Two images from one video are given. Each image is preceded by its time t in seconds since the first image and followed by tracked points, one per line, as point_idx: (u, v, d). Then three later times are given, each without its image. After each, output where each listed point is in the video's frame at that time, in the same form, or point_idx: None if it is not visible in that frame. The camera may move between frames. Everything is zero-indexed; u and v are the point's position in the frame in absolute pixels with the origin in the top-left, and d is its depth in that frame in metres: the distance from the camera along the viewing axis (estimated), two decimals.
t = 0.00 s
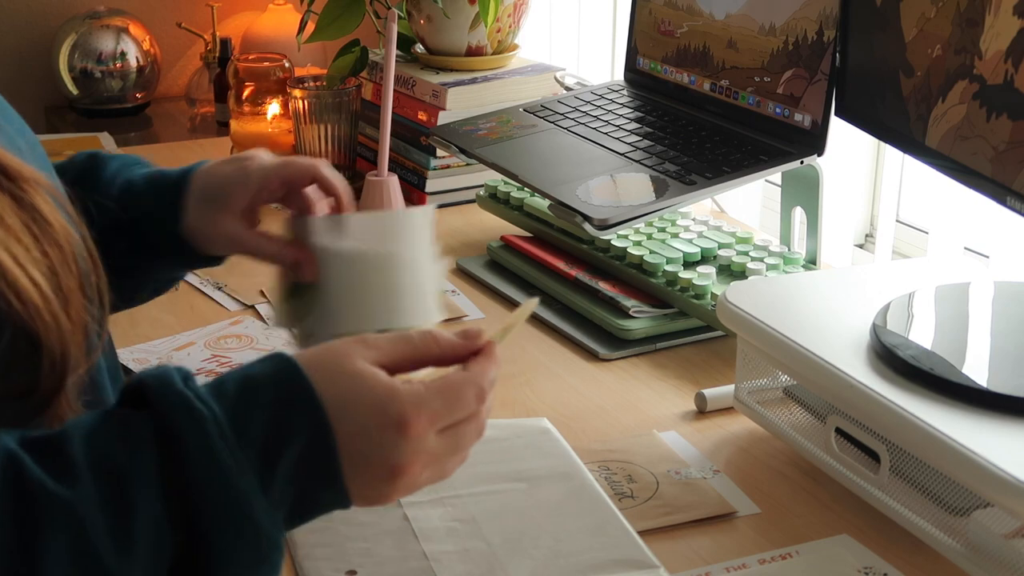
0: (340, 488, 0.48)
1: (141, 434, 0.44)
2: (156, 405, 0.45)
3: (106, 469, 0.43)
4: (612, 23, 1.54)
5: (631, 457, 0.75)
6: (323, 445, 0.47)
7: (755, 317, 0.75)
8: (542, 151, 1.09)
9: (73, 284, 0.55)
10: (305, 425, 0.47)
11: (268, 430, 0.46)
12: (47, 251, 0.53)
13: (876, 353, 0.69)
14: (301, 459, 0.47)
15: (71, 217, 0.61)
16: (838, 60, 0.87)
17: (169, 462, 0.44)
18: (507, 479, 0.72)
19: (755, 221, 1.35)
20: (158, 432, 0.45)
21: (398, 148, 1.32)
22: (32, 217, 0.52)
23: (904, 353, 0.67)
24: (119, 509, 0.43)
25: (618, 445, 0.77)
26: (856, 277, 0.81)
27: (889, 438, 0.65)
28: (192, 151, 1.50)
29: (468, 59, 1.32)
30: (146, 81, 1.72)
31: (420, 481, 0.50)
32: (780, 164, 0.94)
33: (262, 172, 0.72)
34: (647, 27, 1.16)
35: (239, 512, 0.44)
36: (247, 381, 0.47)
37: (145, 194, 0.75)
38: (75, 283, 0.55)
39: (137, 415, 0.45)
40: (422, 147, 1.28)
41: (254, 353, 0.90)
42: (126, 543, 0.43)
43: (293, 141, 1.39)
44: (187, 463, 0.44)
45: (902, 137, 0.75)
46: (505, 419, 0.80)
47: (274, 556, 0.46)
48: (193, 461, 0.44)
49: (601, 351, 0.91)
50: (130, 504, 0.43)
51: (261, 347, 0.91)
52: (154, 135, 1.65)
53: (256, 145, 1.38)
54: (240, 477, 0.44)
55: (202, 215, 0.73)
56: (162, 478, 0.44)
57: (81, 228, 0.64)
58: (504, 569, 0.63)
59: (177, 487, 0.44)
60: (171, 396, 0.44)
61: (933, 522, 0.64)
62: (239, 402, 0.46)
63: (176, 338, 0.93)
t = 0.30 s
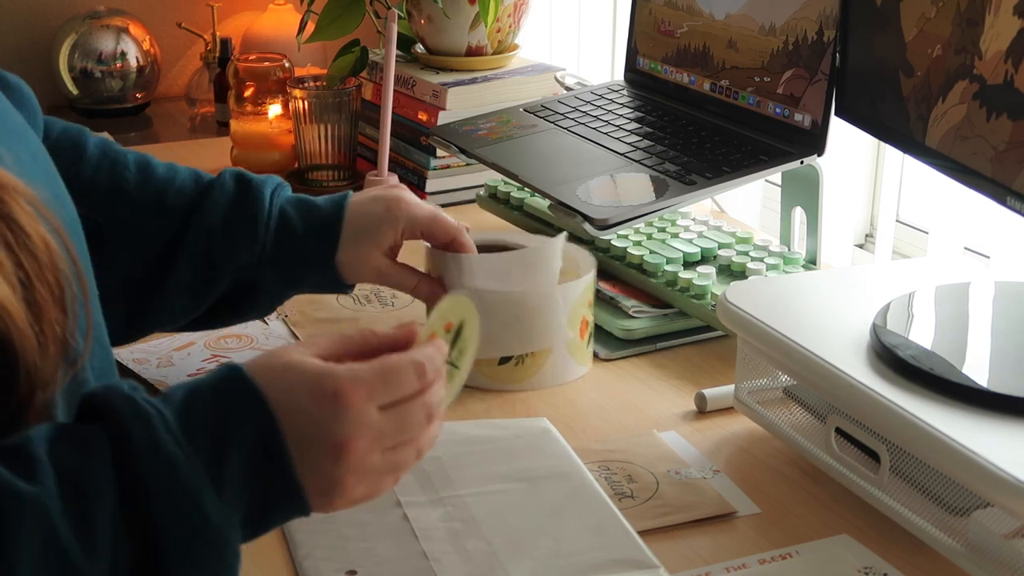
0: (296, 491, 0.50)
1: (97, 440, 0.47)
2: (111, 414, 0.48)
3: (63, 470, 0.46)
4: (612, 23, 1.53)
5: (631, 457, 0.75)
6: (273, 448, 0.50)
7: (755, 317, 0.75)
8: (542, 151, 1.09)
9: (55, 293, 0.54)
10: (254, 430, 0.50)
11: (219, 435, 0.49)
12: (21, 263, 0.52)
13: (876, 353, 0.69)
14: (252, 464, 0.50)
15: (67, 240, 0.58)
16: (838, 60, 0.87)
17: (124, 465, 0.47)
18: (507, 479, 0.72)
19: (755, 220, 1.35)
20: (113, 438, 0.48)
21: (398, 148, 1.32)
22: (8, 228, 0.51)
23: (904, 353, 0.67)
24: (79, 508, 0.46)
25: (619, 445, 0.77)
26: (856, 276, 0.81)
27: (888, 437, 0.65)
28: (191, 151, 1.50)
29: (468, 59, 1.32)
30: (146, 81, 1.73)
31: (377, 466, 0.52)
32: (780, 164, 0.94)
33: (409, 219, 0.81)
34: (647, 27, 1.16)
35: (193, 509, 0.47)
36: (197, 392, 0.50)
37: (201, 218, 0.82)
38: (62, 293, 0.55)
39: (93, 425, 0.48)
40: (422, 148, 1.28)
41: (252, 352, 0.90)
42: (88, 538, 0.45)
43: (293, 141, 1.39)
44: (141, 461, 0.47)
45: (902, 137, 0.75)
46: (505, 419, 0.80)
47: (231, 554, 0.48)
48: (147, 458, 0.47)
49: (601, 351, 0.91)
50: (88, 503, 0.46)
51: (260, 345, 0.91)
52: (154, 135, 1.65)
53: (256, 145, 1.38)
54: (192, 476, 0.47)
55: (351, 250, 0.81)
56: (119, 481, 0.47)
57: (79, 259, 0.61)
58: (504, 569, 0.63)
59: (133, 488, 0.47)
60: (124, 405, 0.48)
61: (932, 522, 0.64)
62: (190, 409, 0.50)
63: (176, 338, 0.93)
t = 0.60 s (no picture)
0: (272, 471, 0.53)
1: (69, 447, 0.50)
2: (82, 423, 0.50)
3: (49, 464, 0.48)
4: (612, 23, 1.53)
5: (631, 458, 0.75)
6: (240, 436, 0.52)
7: (755, 317, 0.75)
8: (542, 151, 1.09)
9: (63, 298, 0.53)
10: (225, 422, 0.52)
11: (196, 431, 0.51)
12: (26, 268, 0.50)
13: (876, 353, 0.69)
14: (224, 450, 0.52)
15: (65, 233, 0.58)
16: (838, 60, 0.87)
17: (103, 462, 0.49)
18: (507, 479, 0.72)
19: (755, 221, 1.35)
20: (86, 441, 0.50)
21: (398, 148, 1.32)
22: (14, 231, 0.50)
23: (904, 353, 0.67)
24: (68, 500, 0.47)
25: (619, 445, 0.77)
26: (855, 276, 0.81)
27: (887, 437, 0.65)
28: (191, 151, 1.50)
29: (468, 59, 1.32)
30: (146, 81, 1.72)
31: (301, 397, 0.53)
32: (780, 164, 0.94)
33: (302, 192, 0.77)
34: (647, 27, 1.16)
35: (175, 493, 0.49)
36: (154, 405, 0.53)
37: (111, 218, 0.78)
38: (70, 301, 0.54)
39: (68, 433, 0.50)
40: (422, 148, 1.28)
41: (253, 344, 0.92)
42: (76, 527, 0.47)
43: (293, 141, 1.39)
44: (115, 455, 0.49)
45: (902, 137, 0.75)
46: (505, 419, 0.80)
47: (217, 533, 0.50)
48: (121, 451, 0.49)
49: (601, 351, 0.91)
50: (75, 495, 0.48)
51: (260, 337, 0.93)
52: (154, 135, 1.65)
53: (255, 144, 1.38)
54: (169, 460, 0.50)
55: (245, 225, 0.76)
56: (99, 480, 0.49)
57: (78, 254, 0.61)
58: (504, 569, 0.63)
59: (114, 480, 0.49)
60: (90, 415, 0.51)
61: (932, 522, 0.64)
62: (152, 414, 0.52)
63: (176, 338, 0.93)
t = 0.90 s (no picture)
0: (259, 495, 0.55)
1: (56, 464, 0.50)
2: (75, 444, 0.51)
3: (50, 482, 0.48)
4: (612, 23, 1.53)
5: (631, 458, 0.75)
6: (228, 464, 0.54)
7: (755, 317, 0.75)
8: (542, 151, 1.09)
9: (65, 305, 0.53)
10: (208, 436, 0.54)
11: (185, 447, 0.53)
12: (30, 275, 0.50)
13: (876, 353, 0.69)
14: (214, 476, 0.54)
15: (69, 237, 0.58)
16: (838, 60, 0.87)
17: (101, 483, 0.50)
18: (507, 479, 0.72)
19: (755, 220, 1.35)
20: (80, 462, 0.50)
21: (398, 148, 1.32)
22: (18, 237, 0.50)
23: (904, 353, 0.67)
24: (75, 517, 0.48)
25: (619, 445, 0.77)
26: (855, 276, 0.81)
27: (887, 437, 0.65)
28: (192, 151, 1.50)
29: (468, 59, 1.32)
30: (146, 81, 1.73)
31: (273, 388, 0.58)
32: (780, 164, 0.94)
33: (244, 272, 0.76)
34: (647, 27, 1.16)
35: (180, 515, 0.50)
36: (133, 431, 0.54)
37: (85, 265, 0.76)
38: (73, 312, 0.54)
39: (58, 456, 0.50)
40: (422, 148, 1.28)
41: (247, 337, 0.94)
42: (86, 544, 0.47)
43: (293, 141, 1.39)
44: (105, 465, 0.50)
45: (902, 137, 0.75)
46: (505, 419, 0.80)
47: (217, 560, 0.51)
48: (109, 460, 0.50)
49: (601, 351, 0.91)
50: (82, 512, 0.48)
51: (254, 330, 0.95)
52: (154, 135, 1.65)
53: (255, 145, 1.38)
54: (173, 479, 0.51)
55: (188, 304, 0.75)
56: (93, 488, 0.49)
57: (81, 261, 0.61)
58: (504, 569, 0.63)
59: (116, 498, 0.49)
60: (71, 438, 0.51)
61: (932, 522, 0.64)
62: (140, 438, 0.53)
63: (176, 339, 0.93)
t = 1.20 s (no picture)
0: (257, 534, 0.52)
1: (76, 471, 0.48)
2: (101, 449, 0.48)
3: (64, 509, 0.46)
4: (612, 23, 1.53)
5: (631, 457, 0.75)
6: (239, 500, 0.51)
7: (755, 317, 0.75)
8: (542, 151, 1.09)
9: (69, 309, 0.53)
10: (228, 470, 0.51)
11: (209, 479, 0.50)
12: (29, 279, 0.50)
13: (876, 353, 0.69)
14: (222, 508, 0.51)
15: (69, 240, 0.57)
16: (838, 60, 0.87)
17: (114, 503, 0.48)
18: (507, 478, 0.72)
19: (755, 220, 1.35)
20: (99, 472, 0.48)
21: (398, 148, 1.32)
22: (17, 242, 0.49)
23: (904, 353, 0.67)
24: (79, 547, 0.46)
25: (619, 445, 0.77)
26: (855, 276, 0.81)
27: (888, 437, 0.65)
28: (192, 151, 1.50)
29: (468, 59, 1.32)
30: (146, 81, 1.73)
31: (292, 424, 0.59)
32: (780, 164, 0.94)
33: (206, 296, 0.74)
34: (647, 27, 1.16)
35: (185, 558, 0.48)
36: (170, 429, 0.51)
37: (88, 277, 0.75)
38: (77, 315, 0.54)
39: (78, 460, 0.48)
40: (422, 148, 1.28)
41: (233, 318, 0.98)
42: None
43: (293, 141, 1.39)
44: (124, 487, 0.47)
45: (902, 137, 0.75)
46: (505, 419, 0.80)
47: None
48: (129, 483, 0.47)
49: (601, 351, 0.91)
50: (88, 551, 0.46)
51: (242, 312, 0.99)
52: (154, 135, 1.65)
53: (255, 145, 1.38)
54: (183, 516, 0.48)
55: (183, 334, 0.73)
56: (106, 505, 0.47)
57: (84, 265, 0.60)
58: (504, 569, 0.63)
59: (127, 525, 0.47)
60: (99, 439, 0.48)
61: (933, 522, 0.64)
62: (179, 447, 0.50)
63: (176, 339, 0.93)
